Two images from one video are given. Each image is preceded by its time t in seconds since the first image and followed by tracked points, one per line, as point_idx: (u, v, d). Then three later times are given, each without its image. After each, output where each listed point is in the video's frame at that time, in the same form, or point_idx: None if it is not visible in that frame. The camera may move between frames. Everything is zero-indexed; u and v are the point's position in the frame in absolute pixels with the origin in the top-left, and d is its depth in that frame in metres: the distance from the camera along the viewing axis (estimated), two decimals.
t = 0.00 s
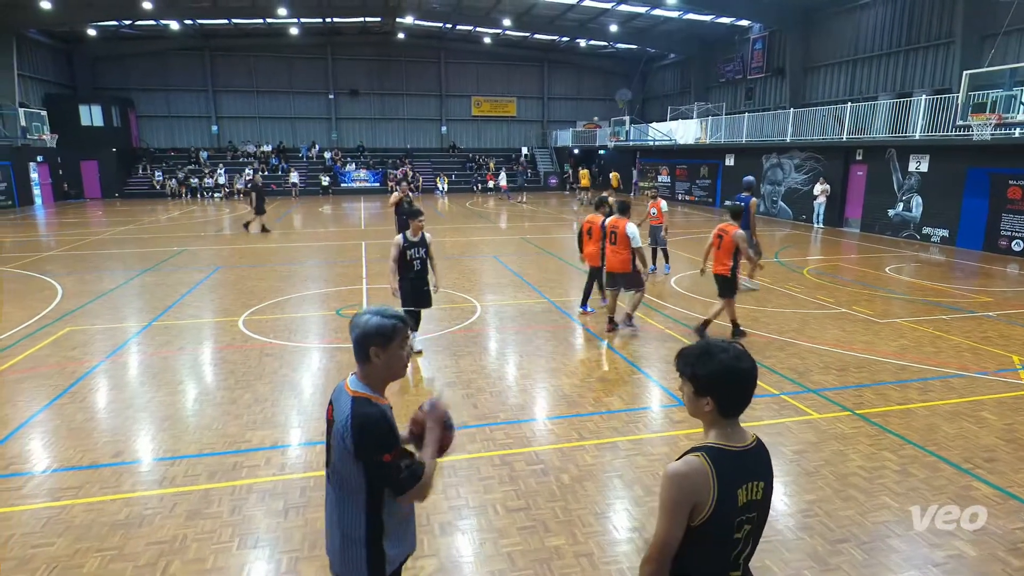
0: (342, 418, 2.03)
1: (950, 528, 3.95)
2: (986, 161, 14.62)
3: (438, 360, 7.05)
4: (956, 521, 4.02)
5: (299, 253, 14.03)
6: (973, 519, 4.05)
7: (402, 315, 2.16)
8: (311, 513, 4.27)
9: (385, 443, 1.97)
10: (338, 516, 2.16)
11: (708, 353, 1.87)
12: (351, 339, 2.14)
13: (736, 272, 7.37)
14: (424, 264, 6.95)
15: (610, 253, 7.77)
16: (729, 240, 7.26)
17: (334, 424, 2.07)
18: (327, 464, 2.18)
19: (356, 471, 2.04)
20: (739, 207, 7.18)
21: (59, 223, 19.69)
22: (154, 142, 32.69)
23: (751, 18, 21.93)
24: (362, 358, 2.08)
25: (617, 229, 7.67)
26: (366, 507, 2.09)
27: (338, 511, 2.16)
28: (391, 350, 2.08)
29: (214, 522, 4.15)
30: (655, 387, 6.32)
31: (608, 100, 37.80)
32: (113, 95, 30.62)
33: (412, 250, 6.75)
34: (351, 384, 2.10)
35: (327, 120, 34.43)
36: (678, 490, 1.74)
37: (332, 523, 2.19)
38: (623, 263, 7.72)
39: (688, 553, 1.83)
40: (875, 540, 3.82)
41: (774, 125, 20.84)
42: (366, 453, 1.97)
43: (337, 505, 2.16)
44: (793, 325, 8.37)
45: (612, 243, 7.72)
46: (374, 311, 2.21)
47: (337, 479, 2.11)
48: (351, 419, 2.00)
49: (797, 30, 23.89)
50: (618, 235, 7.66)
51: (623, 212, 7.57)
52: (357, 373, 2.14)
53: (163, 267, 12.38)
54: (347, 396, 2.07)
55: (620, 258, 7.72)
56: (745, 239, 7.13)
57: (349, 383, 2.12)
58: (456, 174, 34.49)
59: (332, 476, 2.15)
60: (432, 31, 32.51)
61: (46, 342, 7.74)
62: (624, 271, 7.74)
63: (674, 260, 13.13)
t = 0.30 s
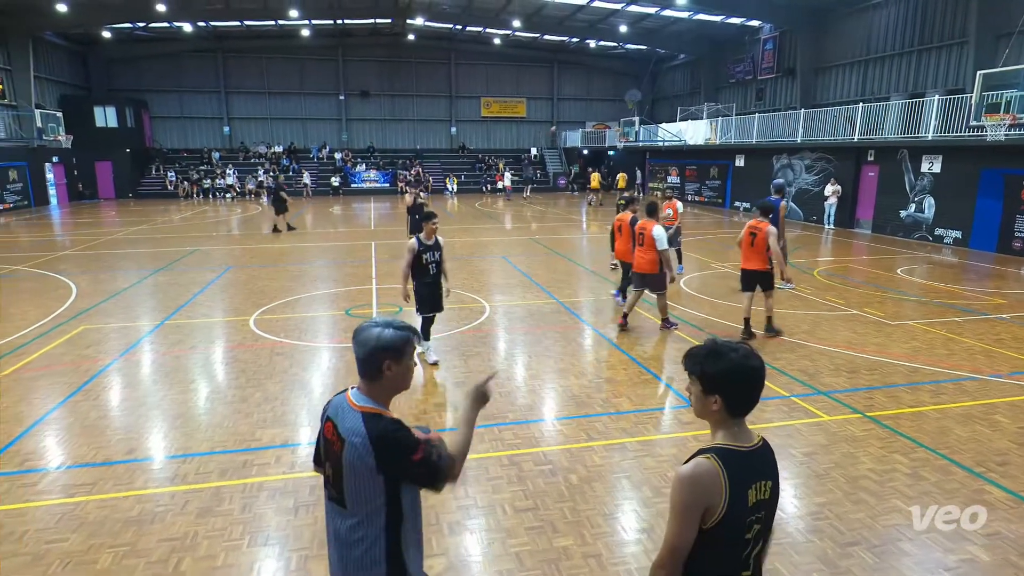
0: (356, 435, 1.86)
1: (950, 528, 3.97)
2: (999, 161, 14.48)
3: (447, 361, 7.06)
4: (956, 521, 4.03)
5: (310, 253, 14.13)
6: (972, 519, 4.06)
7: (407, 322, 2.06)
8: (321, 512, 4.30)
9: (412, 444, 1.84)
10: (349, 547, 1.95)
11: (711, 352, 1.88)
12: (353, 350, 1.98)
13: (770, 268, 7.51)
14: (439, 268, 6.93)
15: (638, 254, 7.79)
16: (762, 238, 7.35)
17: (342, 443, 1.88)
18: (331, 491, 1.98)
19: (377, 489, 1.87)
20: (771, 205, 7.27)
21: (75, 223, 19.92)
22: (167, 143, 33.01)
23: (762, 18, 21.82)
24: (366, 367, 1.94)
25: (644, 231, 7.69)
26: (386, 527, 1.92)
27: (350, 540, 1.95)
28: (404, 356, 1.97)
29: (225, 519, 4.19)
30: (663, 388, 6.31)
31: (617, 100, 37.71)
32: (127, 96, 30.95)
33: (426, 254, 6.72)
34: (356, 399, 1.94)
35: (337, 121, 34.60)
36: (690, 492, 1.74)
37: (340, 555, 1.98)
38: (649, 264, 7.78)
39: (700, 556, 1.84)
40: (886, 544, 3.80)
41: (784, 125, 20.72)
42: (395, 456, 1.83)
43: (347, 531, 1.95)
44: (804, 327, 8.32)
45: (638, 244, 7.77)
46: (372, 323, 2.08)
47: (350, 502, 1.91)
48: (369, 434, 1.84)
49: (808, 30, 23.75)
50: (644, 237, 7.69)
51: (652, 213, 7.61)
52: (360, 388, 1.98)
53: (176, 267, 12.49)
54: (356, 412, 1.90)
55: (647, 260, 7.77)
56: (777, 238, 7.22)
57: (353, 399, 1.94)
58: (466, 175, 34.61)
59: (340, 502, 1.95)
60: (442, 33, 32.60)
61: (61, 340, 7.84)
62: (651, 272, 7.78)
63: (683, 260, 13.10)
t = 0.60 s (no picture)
0: (367, 445, 1.85)
1: (950, 528, 3.97)
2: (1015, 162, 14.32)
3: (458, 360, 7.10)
4: (956, 521, 4.04)
5: (321, 253, 14.21)
6: (972, 519, 4.08)
7: (428, 328, 2.05)
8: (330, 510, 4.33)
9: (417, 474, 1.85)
10: (352, 549, 1.98)
11: (721, 353, 1.89)
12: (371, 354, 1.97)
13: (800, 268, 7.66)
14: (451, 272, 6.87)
15: (667, 251, 8.06)
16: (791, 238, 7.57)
17: (352, 450, 1.88)
18: (337, 493, 2.00)
19: (380, 502, 1.88)
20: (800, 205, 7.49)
21: (90, 223, 20.13)
22: (181, 144, 33.32)
23: (774, 18, 21.69)
24: (386, 372, 1.93)
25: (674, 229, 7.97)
26: (390, 537, 1.93)
27: (353, 544, 1.98)
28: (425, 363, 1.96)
29: (236, 516, 4.24)
30: (673, 389, 6.30)
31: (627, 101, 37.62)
32: (141, 98, 31.27)
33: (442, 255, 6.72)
34: (370, 405, 1.93)
35: (348, 122, 34.76)
36: (691, 490, 1.75)
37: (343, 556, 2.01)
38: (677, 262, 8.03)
39: (704, 555, 1.84)
40: (898, 548, 3.78)
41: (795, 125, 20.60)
42: (401, 479, 1.84)
43: (350, 535, 1.98)
44: (815, 329, 8.27)
45: (668, 242, 8.04)
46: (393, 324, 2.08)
47: (355, 509, 1.93)
48: (379, 445, 1.84)
49: (820, 30, 23.60)
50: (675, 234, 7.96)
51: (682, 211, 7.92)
52: (373, 391, 1.97)
53: (189, 266, 12.57)
54: (367, 418, 1.89)
55: (674, 257, 8.03)
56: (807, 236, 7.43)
57: (365, 404, 1.94)
58: (476, 176, 34.66)
59: (346, 506, 1.97)
60: (453, 34, 32.69)
61: (76, 339, 7.93)
62: (679, 269, 8.01)
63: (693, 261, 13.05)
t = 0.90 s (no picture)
0: (371, 447, 1.87)
1: (949, 528, 3.98)
2: None
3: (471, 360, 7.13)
4: (956, 522, 4.04)
5: (335, 253, 14.30)
6: (972, 520, 4.08)
7: (436, 331, 2.07)
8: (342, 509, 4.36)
9: (419, 482, 1.84)
10: (361, 552, 2.00)
11: (738, 355, 1.89)
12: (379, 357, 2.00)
13: (828, 266, 7.82)
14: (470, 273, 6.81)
15: (694, 251, 8.11)
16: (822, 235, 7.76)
17: (359, 452, 1.90)
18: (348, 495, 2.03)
19: (384, 508, 1.88)
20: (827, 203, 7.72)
21: (109, 222, 20.42)
22: (197, 145, 33.69)
23: (789, 18, 21.52)
24: (394, 374, 1.95)
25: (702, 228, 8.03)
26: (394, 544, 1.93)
27: (363, 546, 2.00)
28: (431, 365, 1.98)
29: (249, 513, 4.28)
30: (685, 391, 6.29)
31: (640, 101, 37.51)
32: (158, 99, 31.67)
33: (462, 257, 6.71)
34: (379, 406, 1.95)
35: (362, 123, 34.96)
36: (701, 488, 1.76)
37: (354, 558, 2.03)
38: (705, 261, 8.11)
39: (714, 557, 1.84)
40: (912, 552, 3.74)
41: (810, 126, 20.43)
42: (402, 486, 1.83)
43: (359, 538, 2.00)
44: (829, 331, 8.20)
45: (694, 241, 8.09)
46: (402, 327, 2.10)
47: (363, 512, 1.95)
48: (382, 448, 1.85)
49: (835, 30, 23.41)
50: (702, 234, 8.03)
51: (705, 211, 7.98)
52: (383, 394, 1.99)
53: (205, 266, 12.69)
54: (373, 421, 1.92)
55: (702, 256, 8.09)
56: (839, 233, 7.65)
57: (373, 406, 1.96)
58: (488, 176, 34.71)
59: (356, 508, 1.99)
60: (466, 34, 32.77)
61: (94, 337, 8.06)
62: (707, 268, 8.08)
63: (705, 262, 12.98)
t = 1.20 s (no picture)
0: (385, 448, 1.89)
1: (951, 528, 3.98)
2: None
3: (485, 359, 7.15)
4: (955, 521, 4.06)
5: (350, 253, 14.41)
6: (971, 519, 4.09)
7: (448, 331, 2.08)
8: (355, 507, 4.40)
9: (429, 484, 1.85)
10: (375, 552, 2.02)
11: (753, 357, 1.88)
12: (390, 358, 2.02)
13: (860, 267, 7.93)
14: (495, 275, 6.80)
15: (728, 251, 8.05)
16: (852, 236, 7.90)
17: (373, 453, 1.92)
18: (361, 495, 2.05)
19: (396, 510, 1.90)
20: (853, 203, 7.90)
21: (130, 221, 20.74)
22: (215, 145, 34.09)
23: (806, 17, 21.33)
24: (406, 375, 1.96)
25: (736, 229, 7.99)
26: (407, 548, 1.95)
27: (377, 546, 2.02)
28: (443, 367, 2.00)
29: (264, 510, 4.34)
30: (698, 393, 6.26)
31: (654, 102, 37.36)
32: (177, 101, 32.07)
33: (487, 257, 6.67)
34: (391, 409, 1.97)
35: (377, 124, 35.18)
36: (719, 493, 1.75)
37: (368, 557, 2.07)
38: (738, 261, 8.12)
39: (731, 560, 1.84)
40: (930, 559, 3.70)
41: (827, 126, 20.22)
42: (414, 487, 1.85)
43: (373, 538, 2.02)
44: (845, 333, 8.11)
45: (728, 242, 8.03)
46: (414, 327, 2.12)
47: (377, 513, 1.96)
48: (396, 450, 1.87)
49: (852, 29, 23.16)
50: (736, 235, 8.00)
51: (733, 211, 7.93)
52: (394, 395, 2.01)
53: (222, 265, 12.83)
54: (387, 422, 1.94)
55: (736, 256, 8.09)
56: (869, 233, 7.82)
57: (386, 408, 1.98)
58: (502, 177, 34.74)
59: (369, 509, 2.01)
60: (480, 36, 32.86)
61: (113, 335, 8.18)
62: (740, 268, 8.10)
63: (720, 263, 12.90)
